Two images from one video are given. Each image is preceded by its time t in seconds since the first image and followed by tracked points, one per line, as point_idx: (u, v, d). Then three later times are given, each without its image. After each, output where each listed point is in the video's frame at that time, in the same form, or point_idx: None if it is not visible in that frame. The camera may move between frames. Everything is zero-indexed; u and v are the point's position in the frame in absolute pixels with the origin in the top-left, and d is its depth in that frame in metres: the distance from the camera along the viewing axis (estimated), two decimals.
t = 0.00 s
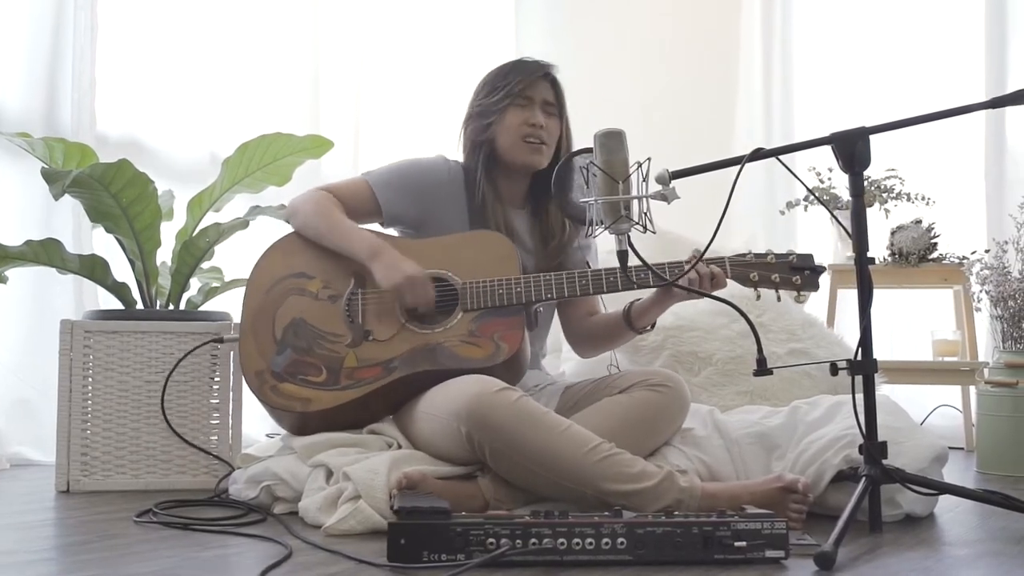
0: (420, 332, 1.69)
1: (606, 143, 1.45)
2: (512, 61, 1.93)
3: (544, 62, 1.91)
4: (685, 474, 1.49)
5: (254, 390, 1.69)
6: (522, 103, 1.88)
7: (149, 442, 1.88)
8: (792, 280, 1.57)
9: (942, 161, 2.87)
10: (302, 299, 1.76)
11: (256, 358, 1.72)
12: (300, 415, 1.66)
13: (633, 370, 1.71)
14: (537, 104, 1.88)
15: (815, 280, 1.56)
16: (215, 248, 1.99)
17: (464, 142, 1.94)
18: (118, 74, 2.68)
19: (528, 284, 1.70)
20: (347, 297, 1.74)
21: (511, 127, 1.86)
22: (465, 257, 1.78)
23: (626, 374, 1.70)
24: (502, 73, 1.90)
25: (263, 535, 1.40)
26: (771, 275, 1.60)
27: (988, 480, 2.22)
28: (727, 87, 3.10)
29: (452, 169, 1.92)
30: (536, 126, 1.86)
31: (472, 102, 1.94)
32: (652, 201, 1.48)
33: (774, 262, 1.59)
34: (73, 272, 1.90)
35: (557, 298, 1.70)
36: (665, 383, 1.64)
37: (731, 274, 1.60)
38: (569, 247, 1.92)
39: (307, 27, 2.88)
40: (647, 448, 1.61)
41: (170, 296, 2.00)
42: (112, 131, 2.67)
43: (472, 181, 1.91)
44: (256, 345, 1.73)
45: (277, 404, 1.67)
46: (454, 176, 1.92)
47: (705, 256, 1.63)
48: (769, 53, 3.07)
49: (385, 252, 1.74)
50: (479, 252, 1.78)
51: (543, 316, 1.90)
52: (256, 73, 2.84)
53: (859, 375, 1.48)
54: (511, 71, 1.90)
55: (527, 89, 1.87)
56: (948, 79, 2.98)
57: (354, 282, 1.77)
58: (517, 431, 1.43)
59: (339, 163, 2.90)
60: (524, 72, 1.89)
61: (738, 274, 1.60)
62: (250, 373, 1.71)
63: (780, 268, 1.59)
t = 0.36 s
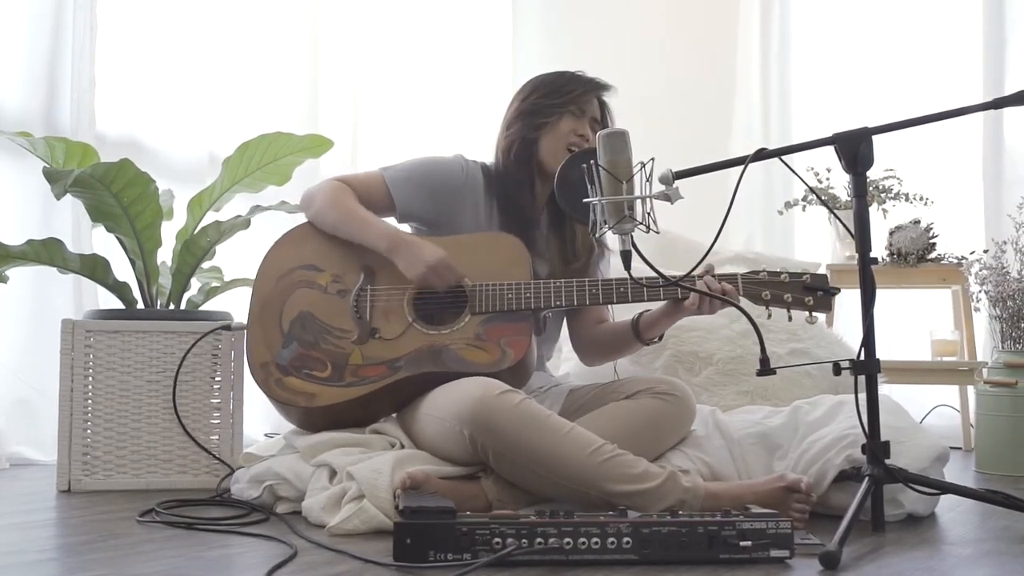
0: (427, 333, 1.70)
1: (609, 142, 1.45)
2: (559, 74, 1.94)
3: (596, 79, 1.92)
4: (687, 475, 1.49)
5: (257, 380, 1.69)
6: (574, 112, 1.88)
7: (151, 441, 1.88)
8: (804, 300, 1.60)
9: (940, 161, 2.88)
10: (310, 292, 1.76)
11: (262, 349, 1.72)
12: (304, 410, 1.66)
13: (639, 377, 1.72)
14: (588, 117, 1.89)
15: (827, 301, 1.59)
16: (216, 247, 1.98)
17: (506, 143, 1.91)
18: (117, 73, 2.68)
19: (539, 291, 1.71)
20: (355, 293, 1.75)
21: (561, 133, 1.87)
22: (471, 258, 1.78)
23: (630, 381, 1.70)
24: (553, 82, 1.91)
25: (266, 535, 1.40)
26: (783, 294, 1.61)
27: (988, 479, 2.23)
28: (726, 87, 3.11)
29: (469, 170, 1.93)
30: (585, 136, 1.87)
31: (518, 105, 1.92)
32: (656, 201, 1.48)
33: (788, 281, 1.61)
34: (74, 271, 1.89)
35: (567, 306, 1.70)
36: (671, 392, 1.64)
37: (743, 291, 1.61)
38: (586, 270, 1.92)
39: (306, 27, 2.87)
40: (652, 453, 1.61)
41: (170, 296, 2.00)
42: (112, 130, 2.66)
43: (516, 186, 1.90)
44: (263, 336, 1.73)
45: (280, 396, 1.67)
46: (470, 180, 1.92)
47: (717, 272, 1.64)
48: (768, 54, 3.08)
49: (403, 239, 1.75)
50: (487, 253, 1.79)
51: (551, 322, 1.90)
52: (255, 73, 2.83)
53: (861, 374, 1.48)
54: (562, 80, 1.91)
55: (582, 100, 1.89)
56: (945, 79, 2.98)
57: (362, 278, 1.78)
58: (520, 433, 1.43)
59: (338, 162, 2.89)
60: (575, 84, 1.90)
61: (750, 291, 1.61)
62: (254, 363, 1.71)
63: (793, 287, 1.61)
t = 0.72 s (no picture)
0: (427, 334, 1.70)
1: (614, 142, 1.46)
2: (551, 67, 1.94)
3: (584, 75, 1.92)
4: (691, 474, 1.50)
5: (260, 389, 1.69)
6: (559, 108, 1.89)
7: (153, 441, 1.87)
8: (801, 284, 1.60)
9: (939, 162, 2.88)
10: (309, 297, 1.76)
11: (263, 358, 1.72)
12: (308, 417, 1.67)
13: (643, 378, 1.72)
14: (572, 113, 1.89)
15: (824, 283, 1.59)
16: (219, 247, 1.98)
17: (491, 135, 1.92)
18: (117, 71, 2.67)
19: (537, 286, 1.71)
20: (354, 297, 1.75)
21: (541, 128, 1.88)
22: (471, 258, 1.78)
23: (635, 382, 1.71)
24: (543, 76, 1.91)
25: (271, 535, 1.40)
26: (780, 278, 1.62)
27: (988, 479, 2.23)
28: (725, 87, 3.11)
29: (462, 166, 1.90)
30: (563, 132, 1.88)
31: (505, 97, 1.93)
32: (659, 201, 1.48)
33: (783, 265, 1.62)
34: (75, 271, 1.89)
35: (565, 300, 1.71)
36: (674, 393, 1.65)
37: (740, 277, 1.63)
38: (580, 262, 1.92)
39: (305, 26, 2.87)
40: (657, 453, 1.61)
41: (172, 295, 1.99)
42: (111, 130, 2.66)
43: (500, 178, 1.90)
44: (264, 345, 1.73)
45: (284, 404, 1.68)
46: (463, 172, 1.90)
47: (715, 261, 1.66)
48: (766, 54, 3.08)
49: (391, 245, 1.74)
50: (487, 252, 1.78)
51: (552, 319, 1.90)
52: (255, 72, 2.83)
53: (864, 375, 1.49)
54: (552, 74, 1.91)
55: (566, 94, 1.89)
56: (943, 80, 2.99)
57: (360, 281, 1.77)
58: (525, 432, 1.43)
59: (337, 162, 2.89)
60: (562, 80, 1.90)
61: (747, 277, 1.63)
62: (256, 372, 1.71)
63: (790, 271, 1.62)
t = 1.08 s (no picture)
0: (427, 330, 1.70)
1: (619, 143, 1.46)
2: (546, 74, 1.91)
3: (581, 90, 1.89)
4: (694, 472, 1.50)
5: (261, 390, 1.68)
6: (553, 126, 1.86)
7: (154, 442, 1.87)
8: (793, 274, 1.60)
9: (938, 163, 2.89)
10: (307, 300, 1.75)
11: (263, 360, 1.71)
12: (311, 415, 1.66)
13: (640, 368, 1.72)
14: (567, 131, 1.86)
15: (816, 274, 1.60)
16: (220, 246, 1.98)
17: (485, 149, 1.90)
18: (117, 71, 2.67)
19: (534, 281, 1.71)
20: (353, 297, 1.74)
21: (535, 148, 1.85)
22: (472, 257, 1.78)
23: (631, 372, 1.70)
24: (541, 87, 1.88)
25: (276, 535, 1.40)
26: (772, 268, 1.62)
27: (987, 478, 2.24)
28: (723, 87, 3.11)
29: (455, 170, 1.91)
30: (560, 151, 1.86)
31: (498, 109, 1.91)
32: (664, 201, 1.48)
33: (775, 255, 1.62)
34: (77, 270, 1.88)
35: (562, 294, 1.71)
36: (671, 379, 1.64)
37: (734, 268, 1.63)
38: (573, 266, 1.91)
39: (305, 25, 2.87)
40: (653, 445, 1.62)
41: (173, 295, 1.99)
42: (112, 130, 2.66)
43: (494, 184, 1.89)
44: (264, 346, 1.72)
45: (286, 404, 1.67)
46: (456, 178, 1.91)
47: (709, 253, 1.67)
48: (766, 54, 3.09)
49: (394, 242, 1.76)
50: (488, 250, 1.79)
51: (548, 315, 1.90)
52: (255, 72, 2.83)
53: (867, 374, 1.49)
54: (547, 87, 1.88)
55: (562, 111, 1.86)
56: (941, 82, 3.00)
57: (359, 281, 1.76)
58: (530, 428, 1.43)
59: (337, 162, 2.88)
60: (556, 93, 1.87)
61: (741, 267, 1.62)
62: (257, 375, 1.70)
63: (781, 262, 1.62)
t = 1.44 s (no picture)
0: (433, 333, 1.70)
1: (621, 143, 1.46)
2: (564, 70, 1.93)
3: (599, 85, 1.91)
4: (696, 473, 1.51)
5: (264, 389, 1.68)
6: (577, 120, 1.88)
7: (155, 441, 1.87)
8: (807, 290, 1.60)
9: (934, 164, 2.89)
10: (314, 296, 1.75)
11: (268, 357, 1.71)
12: (312, 416, 1.66)
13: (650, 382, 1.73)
14: (591, 122, 1.88)
15: (830, 290, 1.59)
16: (220, 246, 1.97)
17: (509, 144, 1.90)
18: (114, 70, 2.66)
19: (545, 289, 1.72)
20: (359, 296, 1.74)
21: (562, 144, 1.87)
22: (477, 260, 1.78)
23: (641, 385, 1.72)
24: (559, 81, 1.90)
25: (279, 534, 1.40)
26: (786, 284, 1.62)
27: (985, 478, 2.25)
28: (720, 86, 3.10)
29: (471, 165, 1.91)
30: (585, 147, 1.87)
31: (517, 106, 1.91)
32: (666, 201, 1.48)
33: (790, 270, 1.62)
34: (76, 270, 1.88)
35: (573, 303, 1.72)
36: (682, 397, 1.66)
37: (747, 283, 1.64)
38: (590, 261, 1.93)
39: (302, 25, 2.86)
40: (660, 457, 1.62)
41: (173, 295, 1.99)
42: (111, 129, 2.64)
43: (518, 184, 1.89)
44: (268, 344, 1.72)
45: (289, 405, 1.66)
46: (472, 176, 1.90)
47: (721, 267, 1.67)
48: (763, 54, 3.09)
49: (394, 262, 1.72)
50: (493, 253, 1.79)
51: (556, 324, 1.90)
52: (253, 73, 2.84)
53: (868, 374, 1.50)
54: (565, 82, 1.90)
55: (586, 106, 1.88)
56: (938, 83, 2.97)
57: (366, 281, 1.76)
58: (533, 434, 1.43)
59: (334, 162, 2.88)
60: (576, 89, 1.89)
61: (754, 282, 1.63)
62: (261, 371, 1.70)
63: (796, 277, 1.62)
